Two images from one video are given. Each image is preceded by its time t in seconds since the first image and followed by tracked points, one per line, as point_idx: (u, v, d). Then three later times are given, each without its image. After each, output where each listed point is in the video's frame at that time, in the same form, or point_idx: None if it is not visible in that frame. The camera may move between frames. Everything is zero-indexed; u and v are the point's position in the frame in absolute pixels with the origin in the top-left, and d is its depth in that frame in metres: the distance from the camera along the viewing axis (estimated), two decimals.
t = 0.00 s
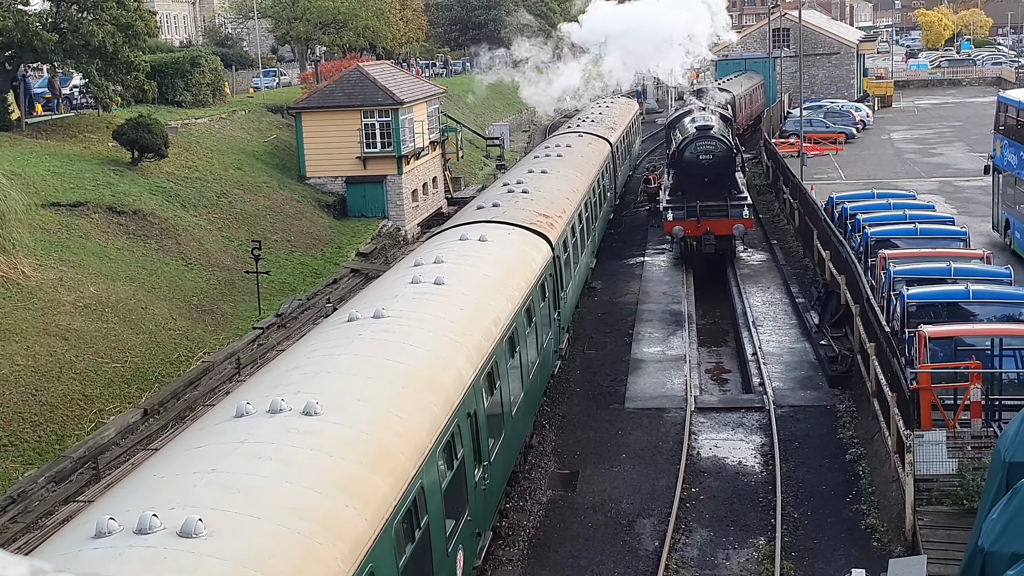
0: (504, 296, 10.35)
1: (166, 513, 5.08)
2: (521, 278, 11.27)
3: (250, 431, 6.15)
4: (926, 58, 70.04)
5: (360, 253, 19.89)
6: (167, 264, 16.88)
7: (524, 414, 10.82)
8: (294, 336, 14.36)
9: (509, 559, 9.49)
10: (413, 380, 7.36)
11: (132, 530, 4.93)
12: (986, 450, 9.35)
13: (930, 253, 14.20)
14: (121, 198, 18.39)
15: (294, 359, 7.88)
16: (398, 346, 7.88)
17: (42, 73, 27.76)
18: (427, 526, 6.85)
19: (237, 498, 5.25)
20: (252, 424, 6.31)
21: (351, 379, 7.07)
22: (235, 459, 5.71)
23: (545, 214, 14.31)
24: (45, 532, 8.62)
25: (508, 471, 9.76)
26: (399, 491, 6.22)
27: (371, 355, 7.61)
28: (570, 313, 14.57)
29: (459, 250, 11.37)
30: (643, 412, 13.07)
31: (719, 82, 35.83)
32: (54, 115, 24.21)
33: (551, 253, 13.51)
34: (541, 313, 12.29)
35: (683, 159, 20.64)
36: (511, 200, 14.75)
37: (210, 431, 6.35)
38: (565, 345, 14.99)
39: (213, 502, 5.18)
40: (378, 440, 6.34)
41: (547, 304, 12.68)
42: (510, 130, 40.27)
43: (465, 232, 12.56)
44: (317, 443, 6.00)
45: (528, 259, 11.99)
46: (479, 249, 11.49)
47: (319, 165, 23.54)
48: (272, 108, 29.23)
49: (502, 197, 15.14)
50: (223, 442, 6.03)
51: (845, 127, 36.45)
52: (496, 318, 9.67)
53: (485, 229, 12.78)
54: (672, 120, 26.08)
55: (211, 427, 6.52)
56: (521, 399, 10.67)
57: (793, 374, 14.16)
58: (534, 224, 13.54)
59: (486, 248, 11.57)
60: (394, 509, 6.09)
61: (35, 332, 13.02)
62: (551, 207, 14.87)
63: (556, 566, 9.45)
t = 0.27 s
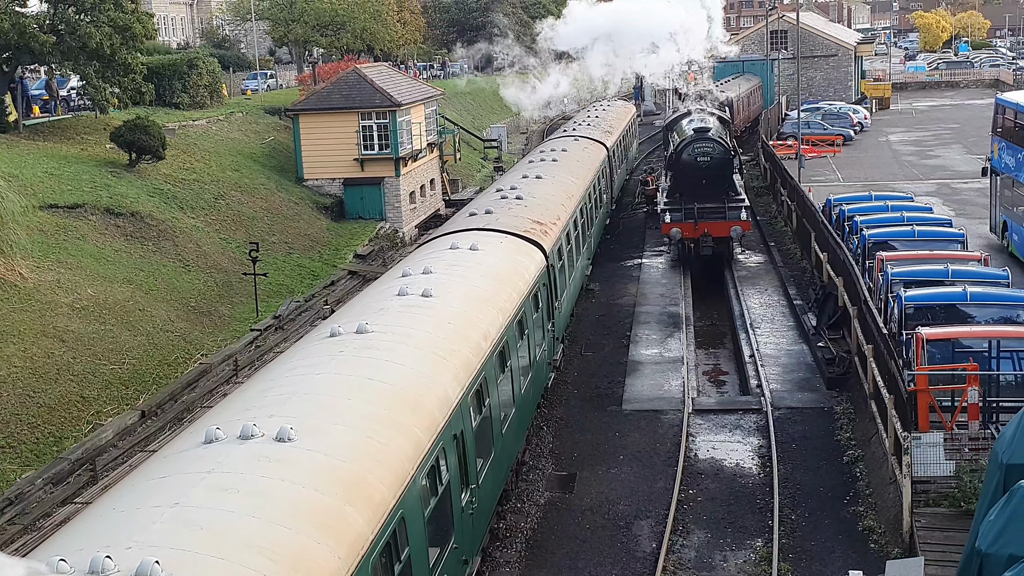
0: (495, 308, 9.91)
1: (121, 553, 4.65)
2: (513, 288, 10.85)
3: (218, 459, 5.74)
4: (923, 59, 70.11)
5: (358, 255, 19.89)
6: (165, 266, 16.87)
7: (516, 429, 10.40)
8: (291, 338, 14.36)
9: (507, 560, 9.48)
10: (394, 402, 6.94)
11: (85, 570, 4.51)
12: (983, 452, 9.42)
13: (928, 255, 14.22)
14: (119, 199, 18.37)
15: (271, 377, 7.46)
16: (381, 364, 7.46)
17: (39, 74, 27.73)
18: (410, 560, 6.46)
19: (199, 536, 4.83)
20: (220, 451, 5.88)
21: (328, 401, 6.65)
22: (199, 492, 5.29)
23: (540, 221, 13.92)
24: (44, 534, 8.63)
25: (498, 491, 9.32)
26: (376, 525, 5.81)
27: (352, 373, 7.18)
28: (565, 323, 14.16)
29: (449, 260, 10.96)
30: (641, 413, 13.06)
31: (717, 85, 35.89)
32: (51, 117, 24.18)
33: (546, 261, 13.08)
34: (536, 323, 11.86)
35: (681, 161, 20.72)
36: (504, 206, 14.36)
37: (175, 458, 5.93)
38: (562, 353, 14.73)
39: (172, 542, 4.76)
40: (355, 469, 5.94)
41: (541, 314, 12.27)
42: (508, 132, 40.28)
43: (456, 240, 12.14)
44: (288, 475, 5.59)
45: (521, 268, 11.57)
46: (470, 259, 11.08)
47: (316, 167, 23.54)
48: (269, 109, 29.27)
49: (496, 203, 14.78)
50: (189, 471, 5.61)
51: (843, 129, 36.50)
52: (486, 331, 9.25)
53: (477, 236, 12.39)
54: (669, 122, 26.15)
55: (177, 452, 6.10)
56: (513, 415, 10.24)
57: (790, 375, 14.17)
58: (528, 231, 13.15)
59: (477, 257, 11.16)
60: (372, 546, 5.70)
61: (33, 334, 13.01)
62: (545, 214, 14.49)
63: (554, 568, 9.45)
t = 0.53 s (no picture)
0: (487, 319, 9.47)
1: None
2: (507, 297, 10.43)
3: (185, 488, 5.40)
4: (923, 59, 70.05)
5: (357, 255, 19.88)
6: (165, 266, 16.86)
7: (509, 444, 10.01)
8: (290, 338, 14.35)
9: (506, 561, 9.47)
10: (377, 423, 6.57)
11: None
12: (983, 452, 9.43)
13: (927, 256, 14.21)
14: (118, 199, 18.37)
15: (248, 395, 7.07)
16: (363, 382, 7.06)
17: (38, 74, 27.70)
18: None
19: None
20: (187, 479, 5.53)
21: (303, 425, 6.27)
22: (161, 526, 4.95)
23: (535, 227, 13.41)
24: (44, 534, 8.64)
25: (489, 511, 8.92)
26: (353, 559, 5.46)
27: (332, 393, 6.80)
28: (561, 331, 13.73)
29: (440, 268, 10.55)
30: (640, 414, 13.05)
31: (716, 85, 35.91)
32: (50, 117, 24.17)
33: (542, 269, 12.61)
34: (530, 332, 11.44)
35: (680, 161, 20.71)
36: (498, 211, 13.87)
37: (141, 487, 5.58)
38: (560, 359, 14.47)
39: None
40: (331, 500, 5.58)
41: (536, 324, 11.85)
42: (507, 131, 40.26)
43: (448, 246, 11.70)
44: (258, 508, 5.25)
45: (515, 276, 11.12)
46: (461, 266, 10.66)
47: (316, 167, 23.53)
48: (269, 109, 29.27)
49: (490, 208, 14.33)
50: (153, 502, 5.27)
51: (842, 129, 36.49)
52: (476, 344, 8.84)
53: (469, 243, 11.94)
54: (669, 122, 26.15)
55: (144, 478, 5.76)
56: (505, 429, 9.85)
57: (789, 376, 14.16)
58: (522, 237, 12.68)
59: (469, 265, 10.72)
60: None
61: (33, 334, 13.00)
62: (541, 219, 13.99)
63: (553, 568, 9.44)
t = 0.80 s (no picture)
0: (478, 332, 9.13)
1: None
2: (500, 308, 10.10)
3: (148, 522, 5.06)
4: (923, 59, 70.00)
5: (357, 255, 19.89)
6: (164, 266, 16.86)
7: (501, 462, 9.63)
8: (290, 338, 14.35)
9: (507, 561, 9.47)
10: (358, 449, 6.22)
11: None
12: (983, 452, 9.44)
13: (927, 256, 14.20)
14: (118, 199, 18.37)
15: (222, 417, 6.72)
16: (344, 403, 6.71)
17: (38, 75, 27.72)
18: None
19: None
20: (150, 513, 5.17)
21: (278, 451, 5.92)
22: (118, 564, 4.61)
23: (531, 233, 13.16)
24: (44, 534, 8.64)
25: (480, 534, 8.55)
26: None
27: (311, 416, 6.46)
28: (557, 341, 13.39)
29: (431, 278, 10.22)
30: (640, 414, 13.06)
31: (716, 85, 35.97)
32: (50, 117, 24.17)
33: (537, 277, 12.28)
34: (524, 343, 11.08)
35: (680, 161, 20.71)
36: (493, 217, 13.62)
37: (102, 519, 5.24)
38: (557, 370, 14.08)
39: None
40: (304, 534, 5.23)
41: (531, 333, 11.49)
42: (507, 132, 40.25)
43: (440, 255, 11.39)
44: (224, 544, 4.89)
45: (508, 286, 10.78)
46: (453, 276, 10.34)
47: (316, 167, 23.53)
48: (268, 109, 29.26)
49: (484, 214, 14.06)
50: (113, 538, 4.93)
51: (843, 129, 36.49)
52: (467, 360, 8.49)
53: (463, 250, 11.67)
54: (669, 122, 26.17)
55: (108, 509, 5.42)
56: (498, 447, 9.48)
57: (789, 376, 14.16)
58: (517, 244, 12.38)
59: (461, 274, 10.41)
60: None
61: (33, 334, 13.00)
62: (537, 224, 13.75)
63: (553, 568, 9.45)
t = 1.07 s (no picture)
0: (468, 345, 8.81)
1: None
2: (491, 319, 9.78)
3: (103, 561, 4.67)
4: (924, 58, 69.91)
5: (357, 254, 19.88)
6: (164, 265, 16.86)
7: (493, 482, 9.26)
8: (289, 338, 14.34)
9: (506, 560, 9.48)
10: (336, 476, 5.86)
11: None
12: (982, 452, 9.45)
13: (927, 255, 14.19)
14: (117, 198, 18.37)
15: (193, 439, 6.35)
16: (322, 426, 6.37)
17: (38, 74, 27.72)
18: None
19: None
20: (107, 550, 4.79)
21: (250, 479, 5.57)
22: None
23: (526, 238, 13.06)
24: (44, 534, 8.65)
25: (469, 559, 8.17)
26: None
27: (288, 439, 6.11)
28: (552, 350, 13.09)
29: (420, 289, 9.91)
30: (640, 413, 13.06)
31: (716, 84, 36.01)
32: (50, 116, 24.15)
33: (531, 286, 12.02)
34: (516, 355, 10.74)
35: (680, 160, 20.70)
36: (488, 222, 13.53)
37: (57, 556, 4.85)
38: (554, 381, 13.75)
39: None
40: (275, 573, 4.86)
41: (524, 343, 11.26)
42: (507, 131, 40.23)
43: (431, 264, 11.10)
44: None
45: (500, 296, 10.49)
46: (443, 286, 10.03)
47: (315, 166, 23.52)
48: (268, 109, 29.26)
49: (478, 220, 13.89)
50: None
51: (843, 128, 36.47)
52: (456, 375, 8.15)
53: (455, 258, 11.41)
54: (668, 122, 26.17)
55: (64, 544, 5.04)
56: (489, 466, 9.12)
57: (789, 375, 14.16)
58: (510, 252, 12.18)
59: (452, 284, 10.11)
60: None
61: (32, 333, 13.00)
62: (533, 229, 13.66)
63: (553, 566, 9.45)
